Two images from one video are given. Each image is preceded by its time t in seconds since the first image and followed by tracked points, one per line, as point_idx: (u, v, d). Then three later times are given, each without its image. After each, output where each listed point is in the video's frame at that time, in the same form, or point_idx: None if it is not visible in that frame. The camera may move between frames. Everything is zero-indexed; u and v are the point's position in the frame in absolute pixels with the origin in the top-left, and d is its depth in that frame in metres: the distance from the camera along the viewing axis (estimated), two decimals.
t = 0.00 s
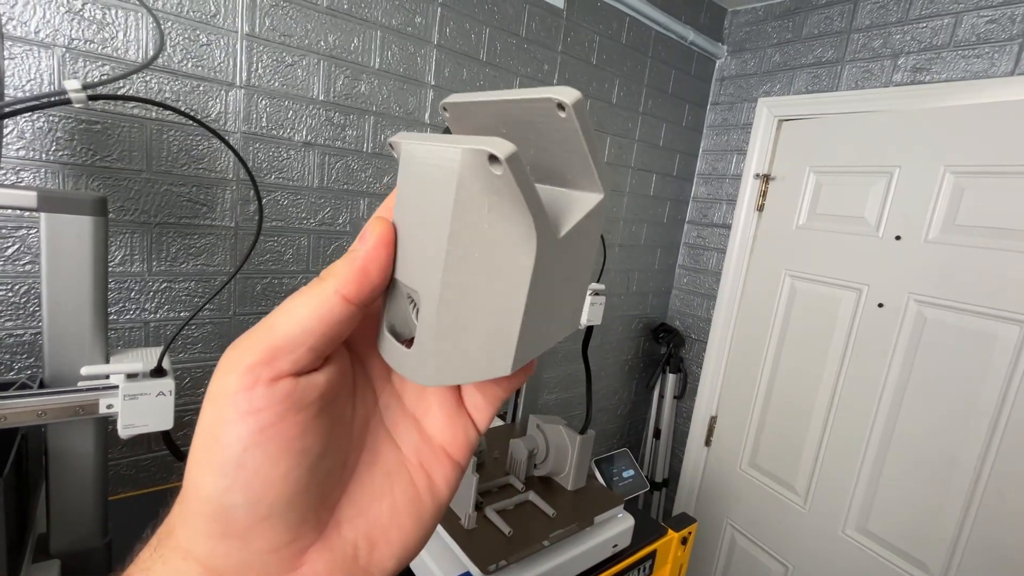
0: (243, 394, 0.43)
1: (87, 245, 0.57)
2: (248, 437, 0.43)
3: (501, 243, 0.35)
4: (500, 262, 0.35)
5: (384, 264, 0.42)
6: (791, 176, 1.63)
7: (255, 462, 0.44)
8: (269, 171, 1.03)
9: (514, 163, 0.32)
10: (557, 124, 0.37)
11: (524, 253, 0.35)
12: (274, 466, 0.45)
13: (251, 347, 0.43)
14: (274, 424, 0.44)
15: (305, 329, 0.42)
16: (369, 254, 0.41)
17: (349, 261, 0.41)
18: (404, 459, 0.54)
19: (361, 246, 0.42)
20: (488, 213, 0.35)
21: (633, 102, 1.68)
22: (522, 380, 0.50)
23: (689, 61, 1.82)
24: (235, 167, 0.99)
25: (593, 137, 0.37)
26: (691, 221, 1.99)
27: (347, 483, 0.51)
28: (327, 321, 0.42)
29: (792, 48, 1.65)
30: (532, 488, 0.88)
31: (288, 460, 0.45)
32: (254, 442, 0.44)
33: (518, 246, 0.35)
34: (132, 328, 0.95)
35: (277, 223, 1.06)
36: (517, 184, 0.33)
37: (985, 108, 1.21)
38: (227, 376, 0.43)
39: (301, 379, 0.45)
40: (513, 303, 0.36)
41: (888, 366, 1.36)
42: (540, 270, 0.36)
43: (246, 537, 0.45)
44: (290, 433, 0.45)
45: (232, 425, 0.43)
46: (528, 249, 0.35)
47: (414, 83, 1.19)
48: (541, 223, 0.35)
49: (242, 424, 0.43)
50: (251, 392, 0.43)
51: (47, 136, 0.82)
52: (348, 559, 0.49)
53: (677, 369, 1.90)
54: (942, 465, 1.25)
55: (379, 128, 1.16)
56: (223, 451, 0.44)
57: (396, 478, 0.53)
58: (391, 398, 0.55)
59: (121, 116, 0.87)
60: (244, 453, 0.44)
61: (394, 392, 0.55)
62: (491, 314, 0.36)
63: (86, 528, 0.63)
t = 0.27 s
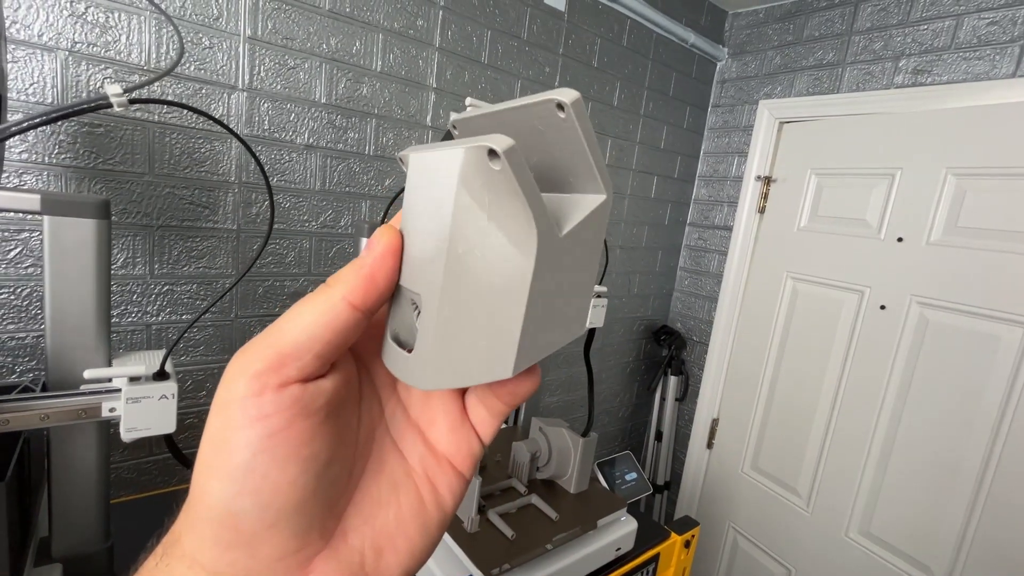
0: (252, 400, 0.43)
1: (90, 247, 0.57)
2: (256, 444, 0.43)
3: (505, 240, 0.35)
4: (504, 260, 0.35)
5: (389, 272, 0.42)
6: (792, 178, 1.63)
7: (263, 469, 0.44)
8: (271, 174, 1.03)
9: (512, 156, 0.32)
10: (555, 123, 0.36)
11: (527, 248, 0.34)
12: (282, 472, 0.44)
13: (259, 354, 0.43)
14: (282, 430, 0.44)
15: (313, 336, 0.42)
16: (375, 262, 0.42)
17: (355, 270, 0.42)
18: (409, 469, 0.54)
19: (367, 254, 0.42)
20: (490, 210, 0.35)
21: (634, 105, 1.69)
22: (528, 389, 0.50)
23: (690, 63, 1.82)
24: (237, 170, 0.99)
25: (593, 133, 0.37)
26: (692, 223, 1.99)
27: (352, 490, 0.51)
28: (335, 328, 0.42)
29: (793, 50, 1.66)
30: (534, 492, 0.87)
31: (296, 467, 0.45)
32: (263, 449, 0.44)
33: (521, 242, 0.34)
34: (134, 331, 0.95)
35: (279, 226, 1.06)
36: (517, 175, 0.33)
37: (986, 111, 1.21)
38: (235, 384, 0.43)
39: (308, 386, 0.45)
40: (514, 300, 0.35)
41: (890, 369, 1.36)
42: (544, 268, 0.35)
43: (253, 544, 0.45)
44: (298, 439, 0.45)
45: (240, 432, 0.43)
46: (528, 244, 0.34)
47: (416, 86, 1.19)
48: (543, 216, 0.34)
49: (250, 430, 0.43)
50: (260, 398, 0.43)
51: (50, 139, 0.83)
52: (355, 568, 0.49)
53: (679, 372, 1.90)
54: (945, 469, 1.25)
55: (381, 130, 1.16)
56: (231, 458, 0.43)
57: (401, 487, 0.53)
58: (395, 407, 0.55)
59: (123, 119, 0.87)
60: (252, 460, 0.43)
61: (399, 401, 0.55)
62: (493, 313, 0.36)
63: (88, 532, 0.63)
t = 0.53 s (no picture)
0: (264, 404, 0.43)
1: (91, 251, 0.57)
2: (268, 447, 0.44)
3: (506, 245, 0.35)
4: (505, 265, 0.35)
5: (398, 280, 0.42)
6: (793, 180, 1.63)
7: (274, 473, 0.44)
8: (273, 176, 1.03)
9: (513, 162, 0.33)
10: (555, 133, 0.36)
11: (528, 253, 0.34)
12: (293, 476, 0.44)
13: (270, 359, 0.43)
14: (293, 435, 0.44)
15: (324, 342, 0.42)
16: (384, 271, 0.41)
17: (365, 277, 0.42)
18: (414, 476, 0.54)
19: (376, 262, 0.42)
20: (493, 217, 0.35)
21: (634, 107, 1.69)
22: (529, 399, 0.50)
23: (690, 65, 1.82)
24: (238, 172, 0.99)
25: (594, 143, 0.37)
26: (692, 225, 1.99)
27: (359, 496, 0.51)
28: (345, 335, 0.42)
29: (793, 53, 1.66)
30: (536, 495, 0.87)
31: (306, 471, 0.45)
32: (273, 453, 0.44)
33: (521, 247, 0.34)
34: (134, 333, 0.95)
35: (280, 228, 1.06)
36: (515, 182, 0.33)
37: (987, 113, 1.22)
38: (247, 388, 0.43)
39: (318, 391, 0.45)
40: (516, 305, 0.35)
41: (891, 371, 1.36)
42: (545, 273, 0.35)
43: (263, 547, 0.45)
44: (308, 443, 0.45)
45: (251, 436, 0.43)
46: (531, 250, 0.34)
47: (417, 88, 1.19)
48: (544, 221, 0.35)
49: (262, 434, 0.43)
50: (272, 403, 0.43)
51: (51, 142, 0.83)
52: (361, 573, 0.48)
53: (679, 374, 1.89)
54: (947, 471, 1.25)
55: (381, 133, 1.16)
56: (242, 462, 0.44)
57: (407, 493, 0.53)
58: (401, 413, 0.55)
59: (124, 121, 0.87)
60: (263, 463, 0.43)
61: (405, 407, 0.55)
62: (495, 317, 0.36)
63: (88, 536, 0.62)
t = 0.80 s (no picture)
0: (266, 402, 0.43)
1: (90, 251, 0.56)
2: (269, 446, 0.43)
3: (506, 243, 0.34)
4: (504, 262, 0.34)
5: (399, 280, 0.42)
6: (793, 180, 1.63)
7: (275, 471, 0.44)
8: (272, 177, 1.03)
9: (512, 159, 0.33)
10: (554, 134, 0.36)
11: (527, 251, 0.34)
12: (294, 475, 0.44)
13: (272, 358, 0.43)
14: (294, 433, 0.44)
15: (324, 341, 0.42)
16: (385, 270, 0.41)
17: (366, 277, 0.41)
18: (413, 477, 0.53)
19: (377, 261, 0.42)
20: (492, 212, 0.35)
21: (634, 107, 1.68)
22: (525, 403, 0.49)
23: (690, 66, 1.82)
24: (237, 173, 0.99)
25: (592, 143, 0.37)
26: (692, 225, 1.99)
27: (358, 495, 0.50)
28: (345, 334, 0.42)
29: (793, 53, 1.66)
30: (536, 496, 0.87)
31: (307, 470, 0.45)
32: (275, 451, 0.43)
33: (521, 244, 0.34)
34: (133, 334, 0.94)
35: (279, 229, 1.06)
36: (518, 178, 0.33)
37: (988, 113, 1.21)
38: (248, 387, 0.43)
39: (319, 390, 0.45)
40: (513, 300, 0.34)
41: (891, 372, 1.36)
42: (544, 269, 0.35)
43: (264, 546, 0.45)
44: (309, 442, 0.45)
45: (253, 434, 0.43)
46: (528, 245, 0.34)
47: (417, 89, 1.19)
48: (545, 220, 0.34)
49: (263, 432, 0.43)
50: (273, 401, 0.43)
51: (49, 142, 0.82)
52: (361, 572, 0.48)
53: (680, 374, 1.89)
54: (948, 472, 1.24)
55: (381, 133, 1.16)
56: (243, 460, 0.43)
57: (407, 493, 0.52)
58: (400, 414, 0.55)
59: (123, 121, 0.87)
60: (264, 462, 0.43)
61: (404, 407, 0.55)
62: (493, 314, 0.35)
63: (86, 538, 0.62)
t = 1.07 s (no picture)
0: (268, 404, 0.43)
1: (92, 251, 0.56)
2: (272, 447, 0.43)
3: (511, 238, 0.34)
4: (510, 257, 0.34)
5: (400, 283, 0.41)
6: (794, 180, 1.63)
7: (277, 473, 0.44)
8: (273, 177, 1.03)
9: (522, 154, 0.33)
10: (555, 138, 0.37)
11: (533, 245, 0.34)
12: (296, 476, 0.44)
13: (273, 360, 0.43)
14: (297, 435, 0.44)
15: (325, 344, 0.42)
16: (387, 273, 0.41)
17: (367, 279, 0.41)
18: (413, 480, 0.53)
19: (379, 264, 0.41)
20: (499, 207, 0.34)
21: (635, 107, 1.68)
22: (522, 411, 0.50)
23: (691, 65, 1.82)
24: (238, 173, 0.99)
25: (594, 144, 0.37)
26: (693, 225, 1.99)
27: (359, 497, 0.50)
28: (347, 337, 0.42)
29: (794, 53, 1.66)
30: (538, 496, 0.87)
31: (308, 472, 0.45)
32: (277, 453, 0.43)
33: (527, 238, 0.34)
34: (134, 334, 0.94)
35: (280, 229, 1.06)
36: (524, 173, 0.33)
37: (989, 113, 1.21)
38: (250, 388, 0.43)
39: (320, 393, 0.44)
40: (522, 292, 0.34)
41: (893, 372, 1.35)
42: (552, 263, 0.34)
43: (267, 547, 0.44)
44: (311, 444, 0.44)
45: (256, 435, 0.43)
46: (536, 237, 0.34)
47: (418, 88, 1.19)
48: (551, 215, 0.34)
49: (266, 434, 0.43)
50: (276, 403, 0.43)
51: (50, 141, 0.82)
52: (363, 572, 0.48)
53: (681, 374, 1.89)
54: (950, 472, 1.24)
55: (382, 133, 1.16)
56: (246, 461, 0.43)
57: (408, 495, 0.52)
58: (401, 417, 0.54)
59: (124, 121, 0.87)
60: (267, 463, 0.43)
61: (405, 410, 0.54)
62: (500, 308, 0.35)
63: (88, 538, 0.62)
